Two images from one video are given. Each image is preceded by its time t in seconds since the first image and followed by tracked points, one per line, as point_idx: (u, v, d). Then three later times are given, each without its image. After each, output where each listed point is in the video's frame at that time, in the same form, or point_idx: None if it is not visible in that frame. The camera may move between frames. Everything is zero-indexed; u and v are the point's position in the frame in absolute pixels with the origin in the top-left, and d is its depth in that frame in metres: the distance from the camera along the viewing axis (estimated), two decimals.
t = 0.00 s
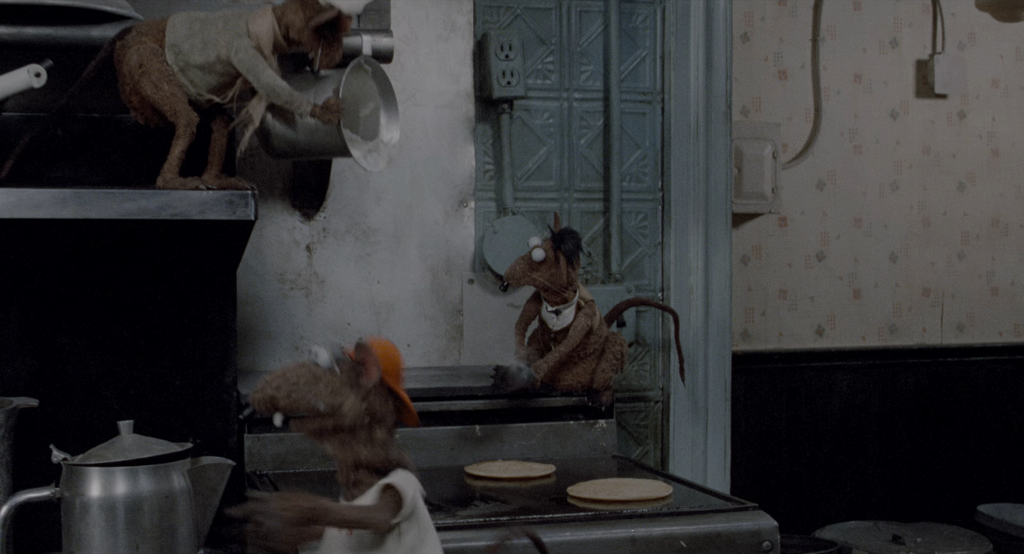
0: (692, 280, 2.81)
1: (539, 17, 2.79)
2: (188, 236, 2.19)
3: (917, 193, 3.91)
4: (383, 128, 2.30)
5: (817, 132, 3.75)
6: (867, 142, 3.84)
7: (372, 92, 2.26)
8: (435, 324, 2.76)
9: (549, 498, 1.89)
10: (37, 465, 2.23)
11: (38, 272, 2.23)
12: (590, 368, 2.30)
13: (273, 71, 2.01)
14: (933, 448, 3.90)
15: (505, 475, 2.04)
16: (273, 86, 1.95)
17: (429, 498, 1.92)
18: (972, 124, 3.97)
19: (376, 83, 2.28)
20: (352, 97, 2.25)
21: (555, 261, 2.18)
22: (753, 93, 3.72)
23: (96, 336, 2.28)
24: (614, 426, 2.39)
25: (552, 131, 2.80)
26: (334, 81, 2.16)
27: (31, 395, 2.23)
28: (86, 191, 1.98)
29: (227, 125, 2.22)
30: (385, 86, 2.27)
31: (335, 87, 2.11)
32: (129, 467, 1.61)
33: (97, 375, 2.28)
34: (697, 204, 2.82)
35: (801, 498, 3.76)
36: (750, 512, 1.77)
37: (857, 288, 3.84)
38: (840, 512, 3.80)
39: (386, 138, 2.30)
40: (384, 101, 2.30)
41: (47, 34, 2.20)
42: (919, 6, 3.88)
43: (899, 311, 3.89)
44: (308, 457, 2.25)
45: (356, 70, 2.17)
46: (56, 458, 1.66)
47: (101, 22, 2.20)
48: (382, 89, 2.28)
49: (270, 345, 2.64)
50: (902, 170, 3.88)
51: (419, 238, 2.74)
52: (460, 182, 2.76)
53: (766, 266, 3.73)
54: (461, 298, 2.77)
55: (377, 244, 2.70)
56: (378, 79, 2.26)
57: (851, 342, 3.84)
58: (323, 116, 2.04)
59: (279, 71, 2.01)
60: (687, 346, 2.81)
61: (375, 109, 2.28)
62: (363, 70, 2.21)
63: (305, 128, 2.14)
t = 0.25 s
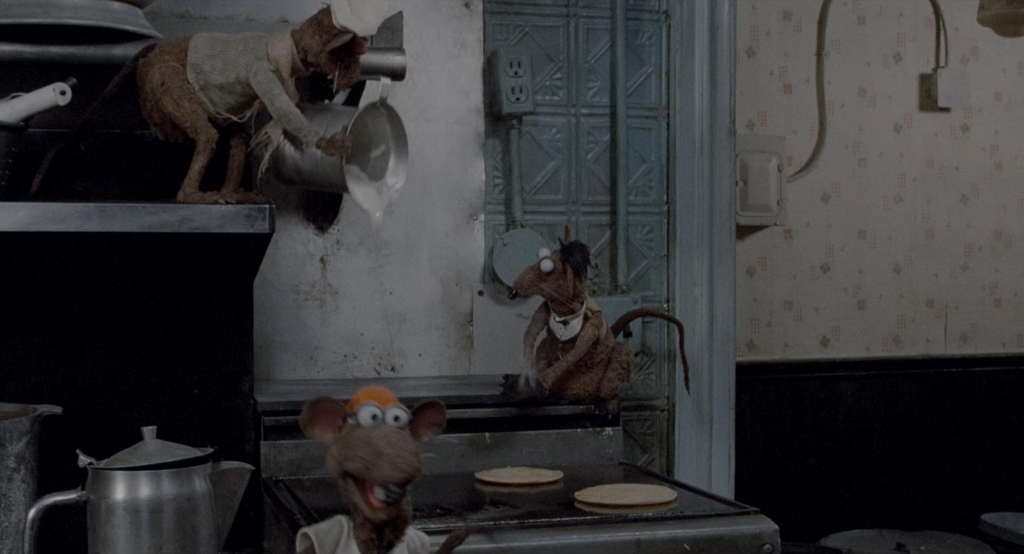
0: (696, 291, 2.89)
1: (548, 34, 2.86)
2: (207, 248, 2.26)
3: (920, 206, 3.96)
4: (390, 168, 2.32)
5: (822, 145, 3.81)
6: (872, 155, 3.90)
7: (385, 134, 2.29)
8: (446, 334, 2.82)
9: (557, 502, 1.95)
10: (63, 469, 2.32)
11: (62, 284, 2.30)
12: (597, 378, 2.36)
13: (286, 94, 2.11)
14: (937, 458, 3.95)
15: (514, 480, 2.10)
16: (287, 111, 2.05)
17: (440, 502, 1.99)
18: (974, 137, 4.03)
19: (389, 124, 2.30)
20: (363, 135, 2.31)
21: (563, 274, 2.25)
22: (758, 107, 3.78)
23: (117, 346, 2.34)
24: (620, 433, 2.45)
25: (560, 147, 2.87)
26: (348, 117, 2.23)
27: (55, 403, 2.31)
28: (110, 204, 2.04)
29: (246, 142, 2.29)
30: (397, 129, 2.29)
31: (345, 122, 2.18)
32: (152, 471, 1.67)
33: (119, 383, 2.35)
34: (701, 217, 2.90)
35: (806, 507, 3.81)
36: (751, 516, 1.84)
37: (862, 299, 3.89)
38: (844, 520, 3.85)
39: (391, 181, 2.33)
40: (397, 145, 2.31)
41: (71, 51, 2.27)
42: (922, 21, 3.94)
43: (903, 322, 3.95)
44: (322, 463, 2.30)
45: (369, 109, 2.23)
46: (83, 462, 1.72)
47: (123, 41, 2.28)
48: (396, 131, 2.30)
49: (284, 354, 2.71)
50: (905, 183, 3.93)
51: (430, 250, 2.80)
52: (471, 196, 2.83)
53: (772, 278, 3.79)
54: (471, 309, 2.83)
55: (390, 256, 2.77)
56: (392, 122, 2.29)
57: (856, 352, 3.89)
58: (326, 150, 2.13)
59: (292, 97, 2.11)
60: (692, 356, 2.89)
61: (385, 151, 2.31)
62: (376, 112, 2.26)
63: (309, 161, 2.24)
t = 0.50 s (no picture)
0: (696, 299, 2.97)
1: (551, 48, 2.92)
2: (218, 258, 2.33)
3: (919, 215, 4.01)
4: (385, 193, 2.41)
5: (822, 156, 3.87)
6: (871, 165, 3.95)
7: (382, 164, 2.40)
8: (451, 342, 2.88)
9: (560, 505, 2.00)
10: (82, 472, 2.39)
11: (77, 293, 2.37)
12: (600, 384, 2.42)
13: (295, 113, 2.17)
14: (936, 465, 4.00)
15: (517, 484, 2.15)
16: (291, 130, 2.09)
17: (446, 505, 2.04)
18: (973, 147, 4.08)
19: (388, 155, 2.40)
20: (364, 160, 2.41)
21: (565, 283, 2.31)
22: (759, 118, 3.84)
23: (131, 352, 2.41)
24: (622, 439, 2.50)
25: (563, 158, 2.94)
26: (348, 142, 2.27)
27: (70, 409, 2.37)
28: (125, 216, 2.09)
29: (256, 155, 2.35)
30: (394, 159, 2.40)
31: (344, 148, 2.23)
32: (169, 474, 1.73)
33: (132, 389, 2.41)
34: (700, 227, 2.98)
35: (806, 513, 3.85)
36: (749, 519, 1.89)
37: (862, 307, 3.94)
38: (845, 527, 3.89)
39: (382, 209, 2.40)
40: (392, 175, 2.41)
41: (87, 67, 2.34)
42: (920, 33, 3.99)
43: (902, 330, 4.00)
44: (330, 468, 2.35)
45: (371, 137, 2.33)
46: (100, 465, 1.78)
47: (138, 56, 2.34)
48: (393, 161, 2.40)
49: (294, 361, 2.77)
50: (904, 193, 3.99)
51: (436, 260, 2.86)
52: (476, 207, 2.88)
53: (773, 287, 3.84)
54: (476, 317, 2.89)
55: (396, 265, 2.82)
56: (390, 152, 2.39)
57: (856, 360, 3.95)
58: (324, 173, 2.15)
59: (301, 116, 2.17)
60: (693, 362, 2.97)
61: (381, 179, 2.40)
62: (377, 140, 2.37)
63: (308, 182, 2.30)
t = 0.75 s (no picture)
0: (696, 307, 3.04)
1: (553, 60, 2.98)
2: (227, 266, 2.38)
3: (918, 223, 4.06)
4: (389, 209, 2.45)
5: (821, 165, 3.92)
6: (871, 173, 4.00)
7: (388, 180, 2.44)
8: (455, 348, 2.92)
9: (562, 508, 2.05)
10: (96, 475, 2.45)
11: (89, 300, 2.42)
12: (600, 390, 2.47)
13: (304, 125, 2.23)
14: (934, 471, 4.05)
15: (520, 488, 2.20)
16: (296, 142, 2.13)
17: (450, 508, 2.08)
18: (971, 156, 4.12)
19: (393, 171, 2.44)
20: (371, 173, 2.45)
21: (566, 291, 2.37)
22: (759, 127, 3.89)
23: (142, 358, 2.46)
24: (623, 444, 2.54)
25: (565, 168, 3.00)
26: (353, 157, 2.31)
27: (84, 414, 2.43)
28: (137, 225, 2.13)
29: (264, 166, 2.41)
30: (400, 175, 2.43)
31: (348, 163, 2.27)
32: (180, 476, 1.77)
33: (144, 394, 2.47)
34: (699, 235, 3.04)
35: (807, 519, 3.89)
36: (746, 520, 1.94)
37: (861, 314, 3.99)
38: (844, 532, 3.94)
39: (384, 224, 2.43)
40: (398, 191, 2.44)
41: (99, 79, 2.39)
42: (919, 43, 4.05)
43: (901, 337, 4.04)
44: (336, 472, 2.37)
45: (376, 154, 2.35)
46: (115, 468, 1.83)
47: (149, 69, 2.39)
48: (398, 177, 2.44)
49: (301, 368, 2.82)
50: (903, 202, 4.04)
51: (440, 268, 2.90)
52: (479, 216, 2.93)
53: (773, 294, 3.89)
54: (480, 324, 2.94)
55: (401, 273, 2.87)
56: (395, 169, 2.42)
57: (855, 367, 3.99)
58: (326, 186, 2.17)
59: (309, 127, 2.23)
60: (693, 368, 3.03)
61: (386, 195, 2.44)
62: (384, 155, 2.40)
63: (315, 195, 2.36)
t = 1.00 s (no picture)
0: (695, 317, 3.09)
1: (554, 74, 3.03)
2: (233, 278, 2.42)
3: (916, 234, 4.10)
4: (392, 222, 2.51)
5: (820, 176, 3.96)
6: (868, 185, 4.04)
7: (391, 195, 2.50)
8: (457, 358, 2.96)
9: (562, 515, 2.09)
10: (105, 483, 2.49)
11: (98, 311, 2.47)
12: (600, 399, 2.51)
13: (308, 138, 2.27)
14: (932, 480, 4.08)
15: (521, 495, 2.24)
16: (301, 156, 2.16)
17: (452, 514, 2.12)
18: (968, 167, 4.17)
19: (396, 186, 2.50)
20: (375, 187, 2.51)
21: (558, 305, 2.41)
22: (758, 139, 3.94)
23: (149, 368, 2.51)
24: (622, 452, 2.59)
25: (566, 180, 3.04)
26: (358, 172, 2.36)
27: (92, 423, 2.47)
28: (146, 236, 2.16)
29: (270, 179, 2.45)
30: (402, 190, 2.48)
31: (351, 178, 2.32)
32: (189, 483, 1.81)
33: (151, 403, 2.51)
34: (698, 247, 3.10)
35: (805, 528, 3.93)
36: (743, 527, 1.98)
37: (859, 325, 4.03)
38: (843, 540, 3.97)
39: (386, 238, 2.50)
40: (400, 206, 2.50)
41: (109, 94, 2.43)
42: (916, 55, 4.09)
43: (899, 347, 4.08)
44: (341, 480, 2.40)
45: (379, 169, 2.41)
46: (125, 474, 1.87)
47: (158, 83, 2.44)
48: (401, 193, 2.50)
49: (305, 378, 2.86)
50: (901, 213, 4.08)
51: (443, 279, 2.95)
52: (481, 227, 2.98)
53: (772, 304, 3.93)
54: (481, 335, 2.98)
55: (404, 284, 2.91)
56: (398, 185, 2.48)
57: (854, 377, 4.02)
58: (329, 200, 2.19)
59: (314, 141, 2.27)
60: (691, 377, 3.08)
61: (389, 208, 2.50)
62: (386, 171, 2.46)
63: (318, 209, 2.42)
